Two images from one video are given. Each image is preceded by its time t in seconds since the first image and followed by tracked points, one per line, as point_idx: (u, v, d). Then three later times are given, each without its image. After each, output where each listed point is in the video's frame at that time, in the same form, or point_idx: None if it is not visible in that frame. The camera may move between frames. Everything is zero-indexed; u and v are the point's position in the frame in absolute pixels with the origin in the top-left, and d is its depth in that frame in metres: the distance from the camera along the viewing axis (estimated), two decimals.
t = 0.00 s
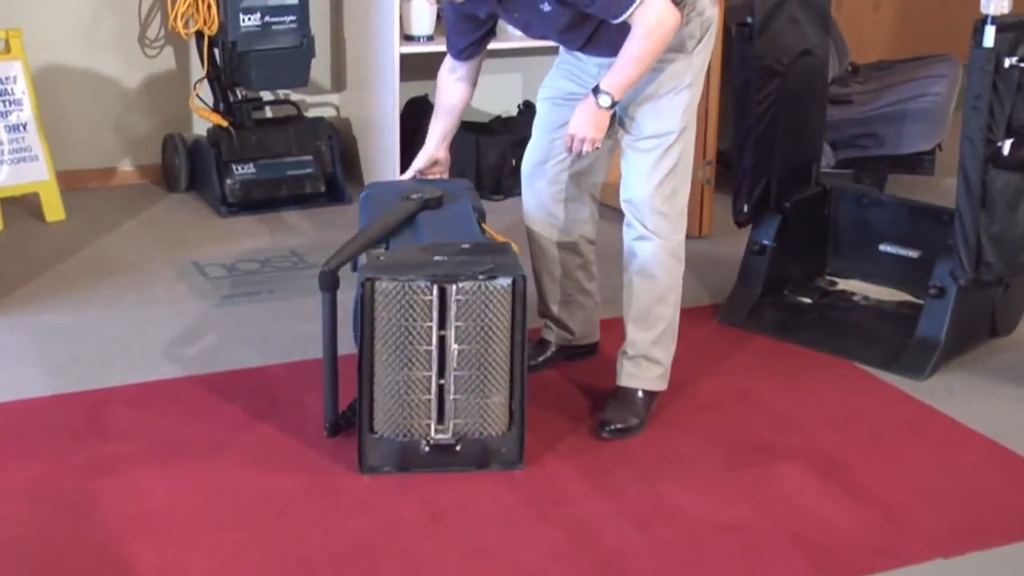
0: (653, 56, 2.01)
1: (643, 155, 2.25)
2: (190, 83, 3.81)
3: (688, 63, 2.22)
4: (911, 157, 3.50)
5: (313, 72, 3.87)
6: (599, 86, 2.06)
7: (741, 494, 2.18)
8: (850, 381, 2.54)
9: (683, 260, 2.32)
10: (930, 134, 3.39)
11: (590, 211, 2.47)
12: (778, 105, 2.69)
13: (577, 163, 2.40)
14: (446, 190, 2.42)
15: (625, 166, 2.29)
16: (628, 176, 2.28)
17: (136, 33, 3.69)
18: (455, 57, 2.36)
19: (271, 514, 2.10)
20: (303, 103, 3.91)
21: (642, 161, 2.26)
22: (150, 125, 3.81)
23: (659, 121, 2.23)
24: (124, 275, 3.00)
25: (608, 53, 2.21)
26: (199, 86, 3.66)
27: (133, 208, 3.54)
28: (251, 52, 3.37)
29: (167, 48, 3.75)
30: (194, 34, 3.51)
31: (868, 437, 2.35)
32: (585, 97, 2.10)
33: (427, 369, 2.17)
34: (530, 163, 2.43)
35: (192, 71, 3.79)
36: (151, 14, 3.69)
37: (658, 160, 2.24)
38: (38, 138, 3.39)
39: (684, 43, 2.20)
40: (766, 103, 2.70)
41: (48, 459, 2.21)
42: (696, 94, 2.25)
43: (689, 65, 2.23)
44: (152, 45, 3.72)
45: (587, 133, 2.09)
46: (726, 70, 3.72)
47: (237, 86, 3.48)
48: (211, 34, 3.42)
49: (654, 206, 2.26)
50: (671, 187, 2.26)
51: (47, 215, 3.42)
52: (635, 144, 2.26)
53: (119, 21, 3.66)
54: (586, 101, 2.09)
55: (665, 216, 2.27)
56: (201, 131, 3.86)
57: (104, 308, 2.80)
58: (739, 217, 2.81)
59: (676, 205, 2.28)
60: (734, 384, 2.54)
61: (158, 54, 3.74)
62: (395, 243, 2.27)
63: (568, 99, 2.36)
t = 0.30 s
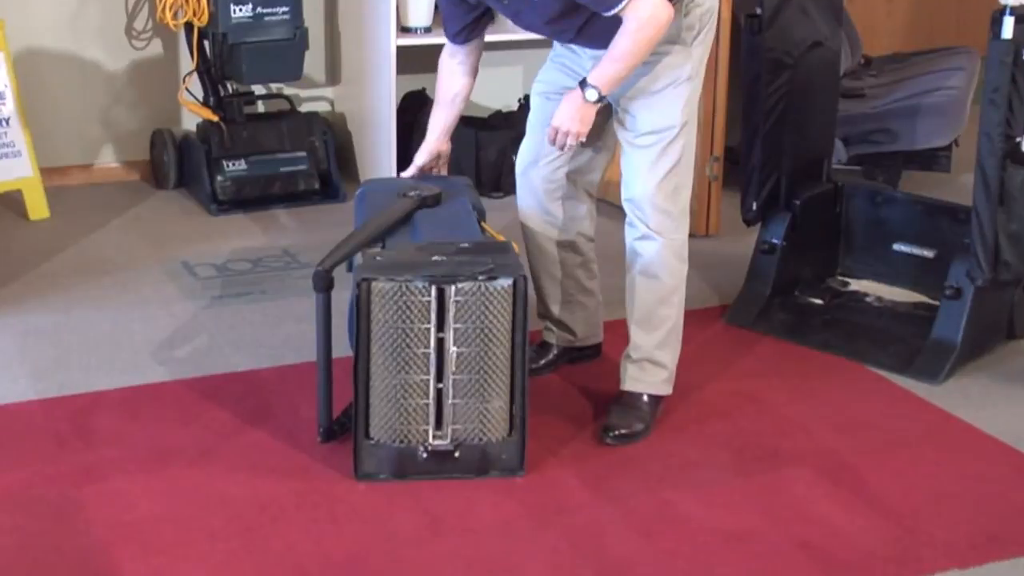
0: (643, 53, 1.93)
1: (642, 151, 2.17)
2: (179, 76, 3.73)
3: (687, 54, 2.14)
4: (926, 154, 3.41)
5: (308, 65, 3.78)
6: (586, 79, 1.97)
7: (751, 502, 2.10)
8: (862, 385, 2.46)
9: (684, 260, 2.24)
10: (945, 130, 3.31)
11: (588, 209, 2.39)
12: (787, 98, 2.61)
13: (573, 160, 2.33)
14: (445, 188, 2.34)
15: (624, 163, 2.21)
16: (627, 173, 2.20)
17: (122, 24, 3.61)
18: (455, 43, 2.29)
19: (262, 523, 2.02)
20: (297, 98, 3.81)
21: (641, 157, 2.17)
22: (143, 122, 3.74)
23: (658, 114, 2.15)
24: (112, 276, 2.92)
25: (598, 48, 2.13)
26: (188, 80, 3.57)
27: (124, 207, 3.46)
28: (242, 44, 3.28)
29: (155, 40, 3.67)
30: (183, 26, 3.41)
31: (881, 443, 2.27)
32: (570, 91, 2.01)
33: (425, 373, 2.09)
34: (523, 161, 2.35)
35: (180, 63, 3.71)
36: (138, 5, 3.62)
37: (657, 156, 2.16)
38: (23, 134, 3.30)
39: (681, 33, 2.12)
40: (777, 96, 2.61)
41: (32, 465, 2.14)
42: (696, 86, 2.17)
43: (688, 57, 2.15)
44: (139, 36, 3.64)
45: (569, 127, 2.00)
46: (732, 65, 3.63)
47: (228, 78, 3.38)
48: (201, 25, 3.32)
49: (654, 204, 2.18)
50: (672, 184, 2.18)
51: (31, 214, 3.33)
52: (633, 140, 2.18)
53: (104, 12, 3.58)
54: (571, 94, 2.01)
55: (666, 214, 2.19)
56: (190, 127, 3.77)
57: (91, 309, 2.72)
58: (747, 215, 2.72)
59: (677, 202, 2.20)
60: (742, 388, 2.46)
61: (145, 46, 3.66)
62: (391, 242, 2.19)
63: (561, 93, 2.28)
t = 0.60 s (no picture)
0: (654, 23, 1.90)
1: (636, 143, 2.09)
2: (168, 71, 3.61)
3: (683, 40, 2.07)
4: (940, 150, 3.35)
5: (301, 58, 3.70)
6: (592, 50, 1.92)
7: (760, 511, 2.02)
8: (874, 389, 2.38)
9: (683, 258, 2.16)
10: (961, 126, 3.24)
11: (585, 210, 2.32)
12: (796, 94, 2.54)
13: (566, 163, 2.26)
14: (443, 185, 2.26)
15: (618, 157, 2.13)
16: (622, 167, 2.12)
17: (108, 15, 3.50)
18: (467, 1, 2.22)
19: (254, 532, 1.94)
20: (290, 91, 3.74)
21: (634, 148, 2.10)
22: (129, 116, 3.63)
23: (652, 103, 2.07)
24: (101, 277, 2.84)
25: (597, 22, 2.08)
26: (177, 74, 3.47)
27: (116, 204, 3.38)
28: (233, 37, 3.19)
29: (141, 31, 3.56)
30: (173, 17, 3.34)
31: (895, 448, 2.19)
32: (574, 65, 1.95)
33: (423, 377, 2.01)
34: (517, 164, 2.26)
35: (169, 56, 3.60)
36: None
37: (651, 147, 2.08)
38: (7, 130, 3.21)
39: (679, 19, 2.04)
40: (786, 90, 2.55)
41: (14, 473, 2.06)
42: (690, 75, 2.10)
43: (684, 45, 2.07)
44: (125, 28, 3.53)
45: (572, 101, 1.94)
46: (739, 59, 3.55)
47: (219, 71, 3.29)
48: (191, 16, 3.24)
49: (649, 198, 2.10)
50: (667, 176, 2.10)
51: (14, 212, 3.24)
52: (626, 131, 2.11)
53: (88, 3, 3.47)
54: (574, 67, 1.95)
55: (663, 209, 2.11)
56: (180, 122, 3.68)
57: (79, 311, 2.64)
58: (756, 213, 2.65)
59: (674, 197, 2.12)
60: (751, 392, 2.38)
61: (131, 38, 3.55)
62: (385, 242, 2.12)
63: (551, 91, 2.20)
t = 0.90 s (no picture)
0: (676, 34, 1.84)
1: (661, 151, 2.00)
2: (154, 65, 3.51)
3: (708, 48, 2.00)
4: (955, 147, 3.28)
5: (296, 52, 3.62)
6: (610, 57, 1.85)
7: (771, 520, 1.95)
8: (888, 394, 2.31)
9: (705, 271, 2.02)
10: (978, 120, 3.15)
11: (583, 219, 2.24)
12: (809, 86, 2.46)
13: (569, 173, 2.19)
14: (441, 182, 2.18)
15: (637, 171, 2.03)
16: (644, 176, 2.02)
17: (93, 6, 3.39)
18: None
19: (243, 542, 1.87)
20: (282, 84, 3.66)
21: (658, 157, 2.00)
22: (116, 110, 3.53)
23: (678, 111, 2.00)
24: (88, 277, 2.76)
25: (620, 21, 2.00)
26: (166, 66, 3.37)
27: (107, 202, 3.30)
28: (223, 29, 3.11)
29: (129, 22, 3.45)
30: (162, 7, 3.25)
31: (910, 455, 2.12)
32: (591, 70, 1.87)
33: (420, 380, 1.93)
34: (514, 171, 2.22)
35: (156, 49, 3.49)
36: None
37: (675, 159, 1.99)
38: None
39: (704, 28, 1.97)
40: (798, 83, 2.46)
41: None
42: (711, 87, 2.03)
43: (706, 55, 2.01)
44: (111, 19, 3.42)
45: (587, 110, 1.86)
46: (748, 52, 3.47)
47: (209, 63, 3.20)
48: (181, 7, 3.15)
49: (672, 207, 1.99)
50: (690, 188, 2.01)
51: None
52: (648, 140, 2.01)
53: None
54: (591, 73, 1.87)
55: (686, 219, 2.01)
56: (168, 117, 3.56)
57: (64, 313, 2.57)
58: (765, 211, 2.56)
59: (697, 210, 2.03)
60: (759, 396, 2.31)
61: (118, 30, 3.44)
62: (381, 241, 2.04)
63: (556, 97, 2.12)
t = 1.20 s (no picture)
0: (724, 71, 1.67)
1: (710, 172, 1.84)
2: (141, 57, 3.42)
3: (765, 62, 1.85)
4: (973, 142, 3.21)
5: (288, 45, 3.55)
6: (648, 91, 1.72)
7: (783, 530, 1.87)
8: (901, 399, 2.23)
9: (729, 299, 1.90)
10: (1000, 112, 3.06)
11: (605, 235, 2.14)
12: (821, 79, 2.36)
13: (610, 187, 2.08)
14: (439, 179, 2.11)
15: (682, 189, 1.86)
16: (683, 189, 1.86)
17: None
18: (481, 25, 1.83)
19: (232, 553, 1.79)
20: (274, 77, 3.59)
21: (706, 178, 1.84)
22: (106, 106, 3.45)
23: (732, 127, 1.84)
24: (74, 278, 2.69)
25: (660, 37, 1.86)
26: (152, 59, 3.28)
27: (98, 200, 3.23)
28: (213, 20, 3.02)
29: (116, 14, 3.36)
30: None
31: (925, 462, 2.04)
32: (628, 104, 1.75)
33: (418, 385, 1.85)
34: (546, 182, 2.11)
35: (144, 41, 3.41)
36: None
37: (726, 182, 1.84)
38: None
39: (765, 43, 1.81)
40: (810, 76, 2.35)
41: None
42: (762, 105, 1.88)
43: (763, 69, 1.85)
44: (98, 11, 3.33)
45: (617, 148, 1.75)
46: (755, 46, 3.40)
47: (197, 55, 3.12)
48: None
49: (713, 227, 1.84)
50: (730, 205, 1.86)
51: None
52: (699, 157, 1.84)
53: None
54: (626, 107, 1.75)
55: (724, 243, 1.86)
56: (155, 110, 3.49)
57: (49, 316, 2.49)
58: (776, 210, 2.45)
59: (732, 227, 1.88)
60: (768, 402, 2.23)
61: (105, 23, 3.35)
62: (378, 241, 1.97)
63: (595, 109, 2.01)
